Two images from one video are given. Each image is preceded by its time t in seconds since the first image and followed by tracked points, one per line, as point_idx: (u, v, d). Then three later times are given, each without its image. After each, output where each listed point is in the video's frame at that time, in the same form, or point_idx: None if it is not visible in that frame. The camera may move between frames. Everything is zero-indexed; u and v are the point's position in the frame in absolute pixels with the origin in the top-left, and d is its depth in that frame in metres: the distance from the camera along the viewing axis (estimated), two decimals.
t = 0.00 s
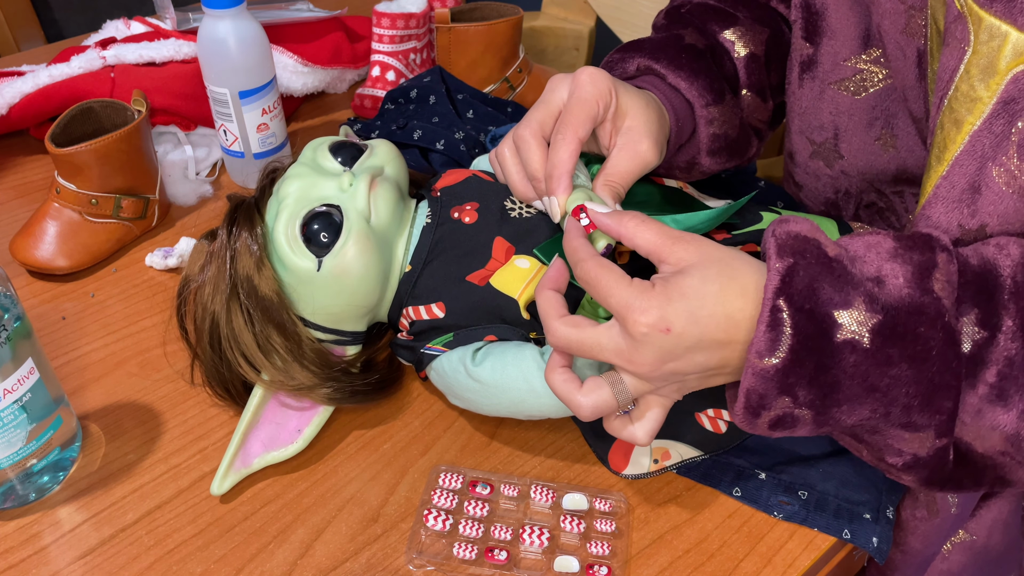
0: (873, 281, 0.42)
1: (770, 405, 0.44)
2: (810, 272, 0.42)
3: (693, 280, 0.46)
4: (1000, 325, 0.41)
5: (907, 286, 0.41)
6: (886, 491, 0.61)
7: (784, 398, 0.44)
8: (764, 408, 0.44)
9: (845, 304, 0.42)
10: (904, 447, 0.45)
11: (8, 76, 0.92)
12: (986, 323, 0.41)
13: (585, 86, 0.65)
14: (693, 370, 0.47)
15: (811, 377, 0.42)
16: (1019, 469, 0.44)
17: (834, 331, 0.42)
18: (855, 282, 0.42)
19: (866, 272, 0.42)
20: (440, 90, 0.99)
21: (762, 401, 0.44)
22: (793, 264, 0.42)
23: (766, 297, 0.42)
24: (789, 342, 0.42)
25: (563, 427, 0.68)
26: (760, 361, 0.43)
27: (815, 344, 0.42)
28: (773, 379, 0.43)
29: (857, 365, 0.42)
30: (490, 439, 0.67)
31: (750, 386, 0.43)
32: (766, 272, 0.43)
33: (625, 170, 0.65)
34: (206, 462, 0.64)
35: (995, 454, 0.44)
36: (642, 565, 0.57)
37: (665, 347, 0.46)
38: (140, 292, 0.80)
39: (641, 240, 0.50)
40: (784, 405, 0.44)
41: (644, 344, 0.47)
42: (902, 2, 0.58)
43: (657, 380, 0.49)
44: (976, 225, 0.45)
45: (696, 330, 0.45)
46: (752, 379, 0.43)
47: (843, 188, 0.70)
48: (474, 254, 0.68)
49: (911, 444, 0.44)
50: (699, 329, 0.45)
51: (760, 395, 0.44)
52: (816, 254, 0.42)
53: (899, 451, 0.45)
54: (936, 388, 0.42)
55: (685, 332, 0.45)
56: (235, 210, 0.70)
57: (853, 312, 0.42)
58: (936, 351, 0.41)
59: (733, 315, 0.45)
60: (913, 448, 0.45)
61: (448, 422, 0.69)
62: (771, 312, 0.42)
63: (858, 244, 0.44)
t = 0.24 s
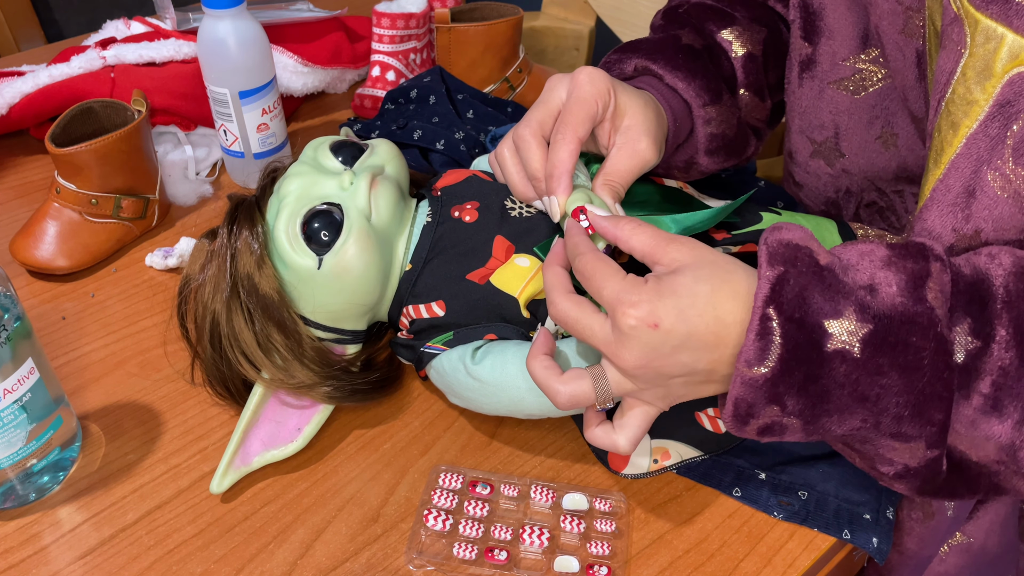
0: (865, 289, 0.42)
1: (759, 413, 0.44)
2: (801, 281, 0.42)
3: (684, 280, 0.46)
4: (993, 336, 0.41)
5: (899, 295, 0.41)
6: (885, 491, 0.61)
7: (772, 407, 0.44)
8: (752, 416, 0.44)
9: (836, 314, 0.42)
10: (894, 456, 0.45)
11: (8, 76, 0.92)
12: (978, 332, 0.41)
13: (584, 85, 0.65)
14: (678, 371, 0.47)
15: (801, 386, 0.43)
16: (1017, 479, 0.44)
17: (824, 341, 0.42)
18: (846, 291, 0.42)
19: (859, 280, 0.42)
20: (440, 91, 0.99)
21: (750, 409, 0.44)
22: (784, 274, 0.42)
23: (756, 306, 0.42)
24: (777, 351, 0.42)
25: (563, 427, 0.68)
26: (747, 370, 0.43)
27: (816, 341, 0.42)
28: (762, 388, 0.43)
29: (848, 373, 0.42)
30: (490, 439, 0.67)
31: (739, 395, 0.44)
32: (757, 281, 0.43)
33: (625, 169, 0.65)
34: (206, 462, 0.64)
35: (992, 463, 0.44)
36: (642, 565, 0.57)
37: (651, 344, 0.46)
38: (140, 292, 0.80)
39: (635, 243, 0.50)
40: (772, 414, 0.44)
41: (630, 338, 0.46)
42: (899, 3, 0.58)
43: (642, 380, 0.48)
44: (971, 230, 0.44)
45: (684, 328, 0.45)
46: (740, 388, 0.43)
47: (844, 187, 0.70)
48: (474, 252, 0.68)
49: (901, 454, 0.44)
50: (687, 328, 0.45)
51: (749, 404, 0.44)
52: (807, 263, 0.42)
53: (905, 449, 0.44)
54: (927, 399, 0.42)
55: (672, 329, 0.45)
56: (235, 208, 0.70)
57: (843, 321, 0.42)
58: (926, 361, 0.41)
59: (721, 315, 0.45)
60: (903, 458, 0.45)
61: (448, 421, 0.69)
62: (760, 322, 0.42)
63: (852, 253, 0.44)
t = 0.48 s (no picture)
0: (882, 273, 0.41)
1: (772, 397, 0.44)
2: (818, 259, 0.42)
3: (693, 259, 0.46)
4: (1010, 325, 0.41)
5: (917, 277, 0.41)
6: (885, 492, 0.61)
7: (786, 391, 0.43)
8: (766, 400, 0.44)
9: (854, 293, 0.41)
10: (909, 447, 0.44)
11: (8, 76, 0.92)
12: (996, 322, 0.41)
13: (582, 84, 0.65)
14: (694, 352, 0.46)
15: (815, 369, 0.42)
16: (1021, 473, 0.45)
17: (841, 322, 0.42)
18: (863, 272, 0.42)
19: (875, 264, 0.42)
20: (439, 91, 0.99)
21: (764, 393, 0.43)
22: (801, 252, 0.42)
23: (773, 283, 0.42)
24: (794, 330, 0.42)
25: (563, 427, 0.68)
26: (762, 350, 0.42)
27: (818, 340, 0.42)
28: (777, 369, 0.42)
29: (864, 355, 0.42)
30: (490, 439, 0.67)
31: (752, 377, 0.43)
32: (773, 258, 0.42)
33: (624, 168, 0.64)
34: (206, 462, 0.64)
35: (998, 459, 0.45)
36: (642, 565, 0.57)
37: (665, 320, 0.45)
38: (140, 292, 0.80)
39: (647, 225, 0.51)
40: (786, 398, 0.44)
41: (642, 316, 0.46)
42: (897, 3, 0.59)
43: (653, 363, 0.47)
44: (973, 231, 0.45)
45: (698, 304, 0.45)
46: (754, 369, 0.43)
47: (845, 185, 0.70)
48: (474, 252, 0.68)
49: (916, 445, 0.43)
50: (701, 303, 0.45)
51: (763, 386, 0.43)
52: (825, 243, 0.42)
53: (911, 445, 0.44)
54: (944, 384, 0.41)
55: (686, 305, 0.45)
56: (235, 209, 0.70)
57: (860, 302, 0.41)
58: (946, 346, 0.41)
59: (734, 292, 0.45)
60: (917, 449, 0.44)
61: (448, 421, 0.69)
62: (777, 299, 0.42)
63: (866, 239, 0.43)
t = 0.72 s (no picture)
0: (890, 236, 0.41)
1: (785, 358, 0.42)
2: (829, 217, 0.41)
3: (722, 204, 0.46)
4: (1012, 299, 0.39)
5: (924, 241, 0.40)
6: (885, 491, 0.60)
7: (798, 350, 0.42)
8: (778, 361, 0.42)
9: (865, 250, 0.40)
10: (920, 422, 0.43)
11: (8, 76, 0.92)
12: (1000, 294, 0.39)
13: (579, 83, 0.65)
14: (724, 287, 0.43)
15: (828, 326, 0.41)
16: None
17: (852, 279, 0.40)
18: (872, 232, 0.41)
19: (882, 230, 0.41)
20: (440, 91, 0.99)
21: (776, 351, 0.42)
22: (811, 208, 0.41)
23: (785, 237, 0.41)
24: (808, 283, 0.40)
25: (563, 427, 0.68)
26: (776, 305, 0.41)
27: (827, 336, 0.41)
28: (790, 324, 0.41)
29: (875, 314, 0.40)
30: (490, 439, 0.67)
31: (766, 335, 0.42)
32: (784, 214, 0.42)
33: (622, 168, 0.65)
34: (206, 462, 0.64)
35: (1000, 441, 0.43)
36: (642, 565, 0.57)
37: (704, 239, 0.43)
38: (140, 292, 0.80)
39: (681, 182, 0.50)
40: (797, 360, 0.42)
41: (680, 233, 0.43)
42: (899, 2, 0.59)
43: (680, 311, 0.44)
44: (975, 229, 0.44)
45: (734, 233, 0.43)
46: (767, 326, 0.41)
47: (845, 185, 0.70)
48: (474, 253, 0.68)
49: (928, 417, 0.43)
50: (737, 231, 0.43)
51: (776, 345, 0.42)
52: (834, 203, 0.41)
53: (915, 433, 0.43)
54: (952, 348, 0.40)
55: (723, 229, 0.43)
56: (234, 210, 0.70)
57: (871, 260, 0.40)
58: (955, 307, 0.39)
59: (764, 231, 0.44)
60: (930, 423, 0.43)
61: (447, 422, 0.69)
62: (790, 252, 0.40)
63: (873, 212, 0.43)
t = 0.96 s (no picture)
0: (866, 261, 0.41)
1: (759, 385, 0.42)
2: (804, 245, 0.41)
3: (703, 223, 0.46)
4: (990, 318, 0.40)
5: (899, 266, 0.40)
6: (885, 492, 0.60)
7: (772, 377, 0.42)
8: (753, 389, 0.43)
9: (839, 278, 0.41)
10: (899, 442, 0.43)
11: (8, 76, 0.92)
12: (977, 313, 0.40)
13: (564, 87, 0.64)
14: (695, 311, 0.43)
15: (801, 353, 0.41)
16: (1015, 468, 0.42)
17: (825, 307, 0.41)
18: (848, 258, 0.41)
19: (860, 254, 0.41)
20: (439, 91, 0.99)
21: (751, 379, 0.42)
22: (786, 237, 0.41)
23: (759, 266, 0.41)
24: (781, 313, 0.41)
25: (563, 427, 0.68)
26: (751, 333, 0.41)
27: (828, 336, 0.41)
28: (763, 353, 0.41)
29: (849, 342, 0.41)
30: (490, 439, 0.67)
31: (740, 363, 0.42)
32: (760, 242, 0.41)
33: (618, 164, 0.65)
34: (206, 462, 0.64)
35: (988, 453, 0.42)
36: (642, 565, 0.57)
37: (679, 265, 0.43)
38: (139, 292, 0.80)
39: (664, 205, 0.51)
40: (772, 386, 0.42)
41: (656, 258, 0.44)
42: (900, 2, 0.58)
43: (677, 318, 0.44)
44: (973, 230, 0.44)
45: (711, 257, 0.43)
46: (741, 355, 0.42)
47: (846, 184, 0.70)
48: (475, 253, 0.68)
49: (906, 438, 0.42)
50: (713, 256, 0.43)
51: (750, 372, 0.42)
52: (810, 229, 0.41)
53: (894, 451, 0.43)
54: (928, 372, 0.40)
55: (699, 254, 0.43)
56: (235, 210, 0.70)
57: (844, 288, 0.40)
58: (930, 331, 0.40)
59: (742, 254, 0.44)
60: (908, 443, 0.42)
61: (448, 422, 0.69)
62: (763, 282, 0.41)
63: (851, 231, 0.43)
